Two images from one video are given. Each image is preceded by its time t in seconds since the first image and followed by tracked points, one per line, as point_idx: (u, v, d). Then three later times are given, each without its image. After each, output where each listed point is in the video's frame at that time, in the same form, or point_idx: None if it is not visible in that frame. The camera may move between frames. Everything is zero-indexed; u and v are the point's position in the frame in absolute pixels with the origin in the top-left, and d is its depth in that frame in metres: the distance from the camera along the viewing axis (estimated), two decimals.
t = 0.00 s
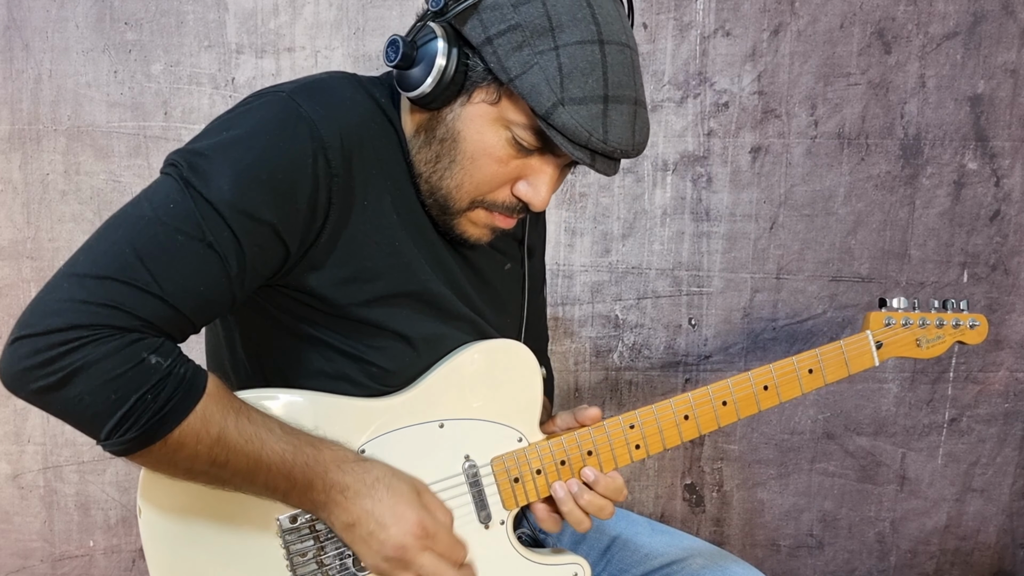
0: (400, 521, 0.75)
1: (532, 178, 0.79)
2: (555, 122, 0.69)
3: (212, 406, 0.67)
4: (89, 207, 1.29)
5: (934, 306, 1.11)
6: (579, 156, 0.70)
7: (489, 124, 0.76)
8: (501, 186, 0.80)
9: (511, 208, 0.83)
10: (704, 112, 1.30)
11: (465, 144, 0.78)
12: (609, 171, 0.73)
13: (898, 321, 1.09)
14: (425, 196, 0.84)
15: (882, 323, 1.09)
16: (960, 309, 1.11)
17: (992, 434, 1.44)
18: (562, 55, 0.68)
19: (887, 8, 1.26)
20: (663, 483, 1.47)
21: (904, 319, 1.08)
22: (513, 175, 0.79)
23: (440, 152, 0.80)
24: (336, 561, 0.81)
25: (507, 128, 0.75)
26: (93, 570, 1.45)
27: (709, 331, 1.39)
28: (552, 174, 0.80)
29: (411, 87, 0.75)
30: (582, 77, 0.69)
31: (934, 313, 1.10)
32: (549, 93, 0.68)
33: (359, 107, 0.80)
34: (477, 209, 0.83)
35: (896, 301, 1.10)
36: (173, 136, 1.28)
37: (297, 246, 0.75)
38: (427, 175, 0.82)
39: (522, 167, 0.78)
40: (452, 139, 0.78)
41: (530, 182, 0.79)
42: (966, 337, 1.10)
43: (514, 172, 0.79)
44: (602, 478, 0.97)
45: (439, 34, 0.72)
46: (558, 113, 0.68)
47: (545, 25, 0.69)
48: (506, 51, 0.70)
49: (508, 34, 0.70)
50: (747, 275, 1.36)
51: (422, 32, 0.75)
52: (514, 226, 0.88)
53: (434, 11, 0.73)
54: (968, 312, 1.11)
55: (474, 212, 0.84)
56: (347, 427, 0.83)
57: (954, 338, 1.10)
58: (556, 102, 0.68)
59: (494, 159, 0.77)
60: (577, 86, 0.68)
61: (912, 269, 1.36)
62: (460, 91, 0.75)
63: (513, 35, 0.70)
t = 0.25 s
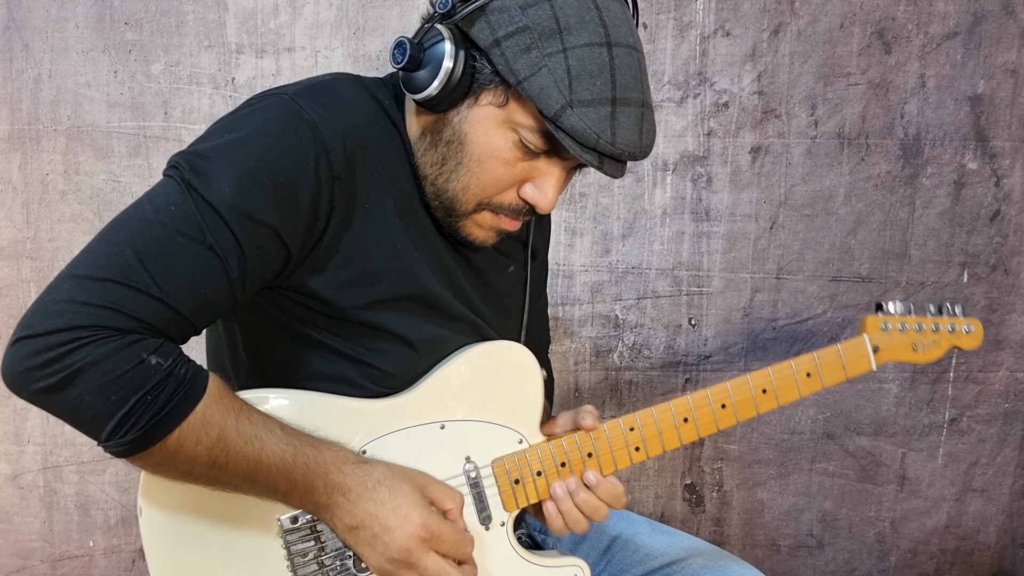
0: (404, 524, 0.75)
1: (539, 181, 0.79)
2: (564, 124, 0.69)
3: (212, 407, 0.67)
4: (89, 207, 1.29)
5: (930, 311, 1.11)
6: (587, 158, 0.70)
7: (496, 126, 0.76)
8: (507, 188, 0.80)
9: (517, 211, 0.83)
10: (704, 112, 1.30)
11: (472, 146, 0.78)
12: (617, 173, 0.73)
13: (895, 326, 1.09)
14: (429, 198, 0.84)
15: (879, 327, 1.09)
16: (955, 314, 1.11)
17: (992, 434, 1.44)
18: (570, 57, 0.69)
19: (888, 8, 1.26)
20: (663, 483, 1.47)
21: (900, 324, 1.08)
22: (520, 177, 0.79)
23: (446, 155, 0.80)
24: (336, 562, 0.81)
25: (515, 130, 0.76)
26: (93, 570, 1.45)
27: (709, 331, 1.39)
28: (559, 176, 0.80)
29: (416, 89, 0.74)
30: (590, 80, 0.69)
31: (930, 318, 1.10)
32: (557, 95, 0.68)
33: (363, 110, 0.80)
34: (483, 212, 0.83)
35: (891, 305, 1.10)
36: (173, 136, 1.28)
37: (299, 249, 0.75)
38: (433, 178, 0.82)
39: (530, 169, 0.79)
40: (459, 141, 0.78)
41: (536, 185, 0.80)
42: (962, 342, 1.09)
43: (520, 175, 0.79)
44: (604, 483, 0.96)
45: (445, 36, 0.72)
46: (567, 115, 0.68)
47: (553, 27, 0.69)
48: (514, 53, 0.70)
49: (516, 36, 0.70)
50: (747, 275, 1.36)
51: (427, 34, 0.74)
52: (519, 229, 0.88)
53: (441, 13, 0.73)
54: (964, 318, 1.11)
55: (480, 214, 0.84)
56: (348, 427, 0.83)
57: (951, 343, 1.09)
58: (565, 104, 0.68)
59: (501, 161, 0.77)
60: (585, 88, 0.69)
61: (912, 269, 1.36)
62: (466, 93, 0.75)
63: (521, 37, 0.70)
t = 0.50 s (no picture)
0: (405, 525, 0.75)
1: (548, 196, 0.79)
2: (579, 146, 0.69)
3: (207, 402, 0.66)
4: (89, 207, 1.29)
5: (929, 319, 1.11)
6: (599, 178, 0.70)
7: (508, 142, 0.75)
8: (516, 203, 0.80)
9: (524, 224, 0.83)
10: (704, 112, 1.30)
11: (482, 161, 0.77)
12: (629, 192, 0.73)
13: (895, 332, 1.09)
14: (438, 207, 0.85)
15: (880, 333, 1.09)
16: (956, 322, 1.11)
17: (992, 434, 1.44)
18: (586, 78, 0.68)
19: (887, 8, 1.26)
20: (663, 483, 1.47)
21: (901, 330, 1.08)
22: (529, 192, 0.79)
23: (456, 167, 0.80)
24: (337, 561, 0.81)
25: (526, 146, 0.75)
26: (93, 570, 1.45)
27: (709, 331, 1.39)
28: (568, 192, 0.80)
29: (429, 102, 0.74)
30: (605, 100, 0.69)
31: (930, 325, 1.10)
32: (572, 116, 0.68)
33: (368, 111, 0.80)
34: (491, 224, 0.84)
35: (890, 312, 1.08)
36: (173, 136, 1.28)
37: (300, 251, 0.75)
38: (442, 188, 0.83)
39: (539, 185, 0.78)
40: (469, 155, 0.78)
41: (545, 199, 0.79)
42: (962, 350, 1.10)
43: (529, 190, 0.79)
44: (604, 482, 0.96)
45: (459, 50, 0.71)
46: (581, 136, 0.69)
47: (569, 45, 0.69)
48: (529, 72, 0.69)
49: (532, 53, 0.69)
50: (747, 275, 1.36)
51: (439, 44, 0.73)
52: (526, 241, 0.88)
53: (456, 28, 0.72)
54: (964, 325, 1.11)
55: (487, 225, 0.84)
56: (352, 427, 0.83)
57: (951, 350, 1.10)
58: (580, 125, 0.68)
59: (511, 176, 0.77)
60: (600, 109, 0.69)
61: (912, 269, 1.36)
62: (479, 107, 0.75)
63: (537, 55, 0.69)
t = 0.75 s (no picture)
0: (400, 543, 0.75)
1: (553, 214, 0.80)
2: (588, 171, 0.69)
3: (201, 383, 0.66)
4: (89, 207, 1.29)
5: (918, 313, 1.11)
6: (607, 204, 0.70)
7: (515, 161, 0.76)
8: (520, 218, 0.81)
9: (528, 239, 0.84)
10: (704, 112, 1.30)
11: (489, 178, 0.78)
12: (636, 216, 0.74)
13: (886, 327, 1.09)
14: (440, 219, 0.85)
15: (871, 329, 1.09)
16: (945, 316, 1.11)
17: (992, 434, 1.44)
18: (597, 103, 0.68)
19: (887, 8, 1.26)
20: (663, 483, 1.47)
21: (891, 326, 1.08)
22: (535, 209, 0.80)
23: (461, 182, 0.80)
24: (339, 562, 0.81)
25: (534, 166, 0.76)
26: (93, 570, 1.45)
27: (709, 331, 1.39)
28: (572, 210, 0.81)
29: (438, 120, 0.74)
30: (616, 125, 0.68)
31: (919, 319, 1.10)
32: (583, 142, 0.68)
33: (365, 121, 0.79)
34: (494, 237, 0.85)
35: (878, 307, 1.09)
36: (173, 136, 1.27)
37: (292, 260, 0.75)
38: (445, 200, 0.83)
39: (543, 203, 0.80)
40: (476, 171, 0.79)
41: (550, 217, 0.81)
42: (951, 344, 1.10)
43: (535, 207, 0.80)
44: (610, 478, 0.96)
45: (470, 70, 0.70)
46: (592, 162, 0.68)
47: (582, 69, 0.68)
48: (541, 95, 0.69)
49: (544, 77, 0.69)
50: (747, 275, 1.36)
51: (449, 58, 0.72)
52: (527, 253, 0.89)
53: (467, 47, 0.70)
54: (953, 320, 1.12)
55: (490, 239, 0.85)
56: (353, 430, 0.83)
57: (940, 344, 1.11)
58: (590, 151, 0.68)
59: (517, 194, 0.78)
60: (610, 135, 0.68)
61: (912, 269, 1.36)
62: (488, 125, 0.75)
63: (549, 79, 0.68)
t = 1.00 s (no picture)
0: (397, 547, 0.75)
1: (527, 203, 0.77)
2: (562, 149, 0.69)
3: (216, 412, 0.67)
4: (89, 207, 1.29)
5: (927, 313, 1.11)
6: (578, 187, 0.70)
7: (496, 141, 0.75)
8: (494, 205, 0.78)
9: (503, 231, 0.81)
10: (704, 112, 1.30)
11: (468, 157, 0.77)
12: (605, 211, 0.73)
13: (892, 326, 1.08)
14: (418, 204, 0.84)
15: (877, 328, 1.08)
16: (953, 314, 1.10)
17: (992, 434, 1.44)
18: (582, 85, 0.69)
19: (887, 8, 1.26)
20: (663, 483, 1.47)
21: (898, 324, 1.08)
22: (511, 197, 0.77)
23: (440, 160, 0.80)
24: (336, 563, 0.81)
25: (513, 149, 0.75)
26: (93, 570, 1.45)
27: (709, 331, 1.39)
28: (549, 204, 0.77)
29: (425, 90, 0.74)
30: (597, 110, 0.69)
31: (926, 318, 1.10)
32: (561, 118, 0.69)
33: (371, 119, 0.79)
34: (468, 224, 0.82)
35: (886, 306, 1.10)
36: (173, 136, 1.28)
37: (304, 257, 0.75)
38: (424, 180, 0.82)
39: (518, 190, 0.77)
40: (455, 149, 0.78)
41: (525, 207, 0.77)
42: (960, 343, 1.09)
43: (511, 195, 0.77)
44: (601, 477, 0.97)
45: (464, 43, 0.72)
46: (566, 140, 0.69)
47: (571, 53, 0.69)
48: (527, 71, 0.70)
49: (533, 54, 0.70)
50: (747, 275, 1.36)
51: (447, 34, 0.74)
52: (502, 249, 0.86)
53: (464, 19, 0.73)
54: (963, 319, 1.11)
55: (465, 225, 0.83)
56: (351, 429, 0.83)
57: (948, 343, 1.09)
58: (567, 129, 0.69)
59: (492, 176, 0.76)
60: (590, 118, 0.69)
61: (912, 269, 1.36)
62: (474, 102, 0.75)
63: (538, 56, 0.70)
